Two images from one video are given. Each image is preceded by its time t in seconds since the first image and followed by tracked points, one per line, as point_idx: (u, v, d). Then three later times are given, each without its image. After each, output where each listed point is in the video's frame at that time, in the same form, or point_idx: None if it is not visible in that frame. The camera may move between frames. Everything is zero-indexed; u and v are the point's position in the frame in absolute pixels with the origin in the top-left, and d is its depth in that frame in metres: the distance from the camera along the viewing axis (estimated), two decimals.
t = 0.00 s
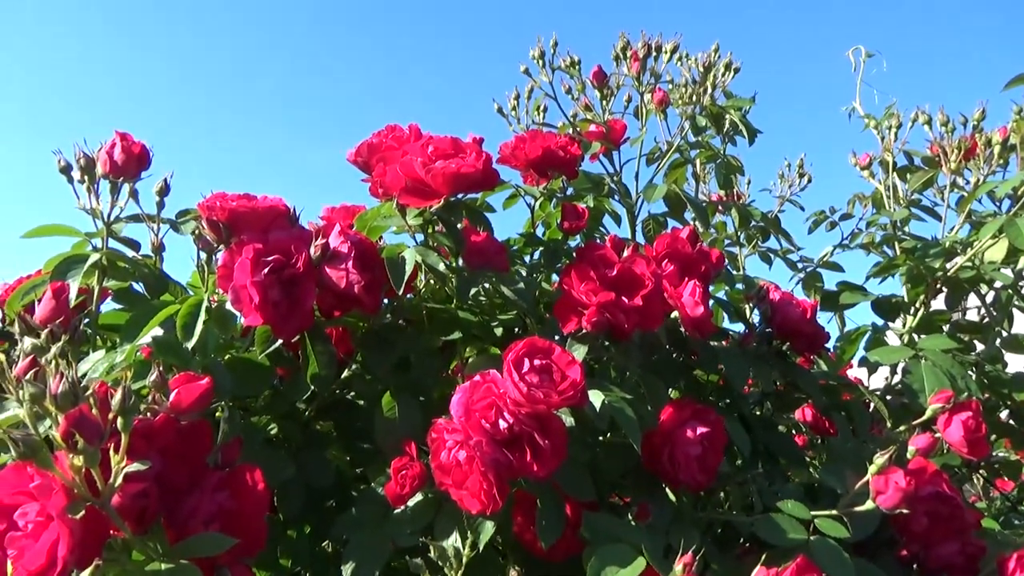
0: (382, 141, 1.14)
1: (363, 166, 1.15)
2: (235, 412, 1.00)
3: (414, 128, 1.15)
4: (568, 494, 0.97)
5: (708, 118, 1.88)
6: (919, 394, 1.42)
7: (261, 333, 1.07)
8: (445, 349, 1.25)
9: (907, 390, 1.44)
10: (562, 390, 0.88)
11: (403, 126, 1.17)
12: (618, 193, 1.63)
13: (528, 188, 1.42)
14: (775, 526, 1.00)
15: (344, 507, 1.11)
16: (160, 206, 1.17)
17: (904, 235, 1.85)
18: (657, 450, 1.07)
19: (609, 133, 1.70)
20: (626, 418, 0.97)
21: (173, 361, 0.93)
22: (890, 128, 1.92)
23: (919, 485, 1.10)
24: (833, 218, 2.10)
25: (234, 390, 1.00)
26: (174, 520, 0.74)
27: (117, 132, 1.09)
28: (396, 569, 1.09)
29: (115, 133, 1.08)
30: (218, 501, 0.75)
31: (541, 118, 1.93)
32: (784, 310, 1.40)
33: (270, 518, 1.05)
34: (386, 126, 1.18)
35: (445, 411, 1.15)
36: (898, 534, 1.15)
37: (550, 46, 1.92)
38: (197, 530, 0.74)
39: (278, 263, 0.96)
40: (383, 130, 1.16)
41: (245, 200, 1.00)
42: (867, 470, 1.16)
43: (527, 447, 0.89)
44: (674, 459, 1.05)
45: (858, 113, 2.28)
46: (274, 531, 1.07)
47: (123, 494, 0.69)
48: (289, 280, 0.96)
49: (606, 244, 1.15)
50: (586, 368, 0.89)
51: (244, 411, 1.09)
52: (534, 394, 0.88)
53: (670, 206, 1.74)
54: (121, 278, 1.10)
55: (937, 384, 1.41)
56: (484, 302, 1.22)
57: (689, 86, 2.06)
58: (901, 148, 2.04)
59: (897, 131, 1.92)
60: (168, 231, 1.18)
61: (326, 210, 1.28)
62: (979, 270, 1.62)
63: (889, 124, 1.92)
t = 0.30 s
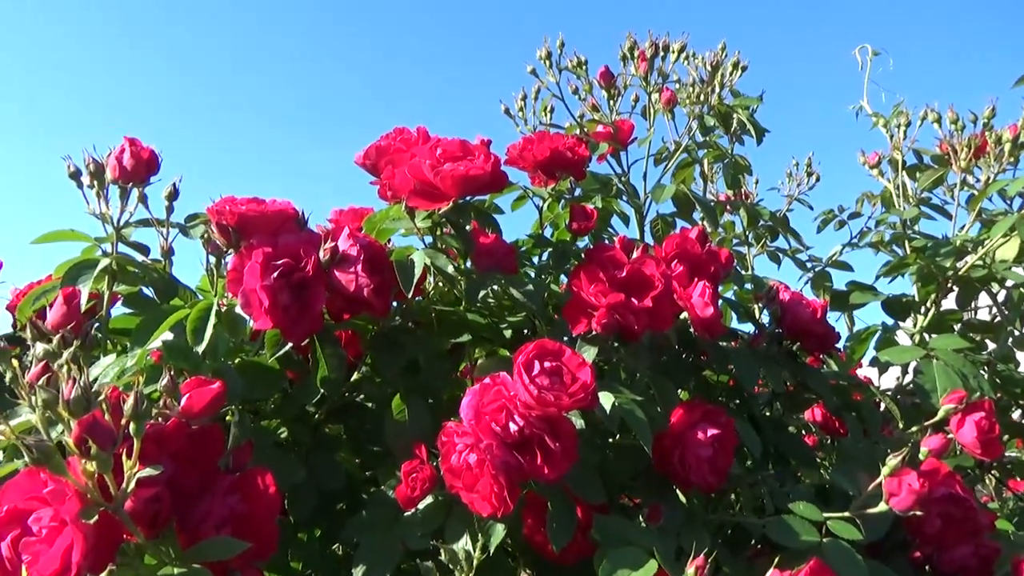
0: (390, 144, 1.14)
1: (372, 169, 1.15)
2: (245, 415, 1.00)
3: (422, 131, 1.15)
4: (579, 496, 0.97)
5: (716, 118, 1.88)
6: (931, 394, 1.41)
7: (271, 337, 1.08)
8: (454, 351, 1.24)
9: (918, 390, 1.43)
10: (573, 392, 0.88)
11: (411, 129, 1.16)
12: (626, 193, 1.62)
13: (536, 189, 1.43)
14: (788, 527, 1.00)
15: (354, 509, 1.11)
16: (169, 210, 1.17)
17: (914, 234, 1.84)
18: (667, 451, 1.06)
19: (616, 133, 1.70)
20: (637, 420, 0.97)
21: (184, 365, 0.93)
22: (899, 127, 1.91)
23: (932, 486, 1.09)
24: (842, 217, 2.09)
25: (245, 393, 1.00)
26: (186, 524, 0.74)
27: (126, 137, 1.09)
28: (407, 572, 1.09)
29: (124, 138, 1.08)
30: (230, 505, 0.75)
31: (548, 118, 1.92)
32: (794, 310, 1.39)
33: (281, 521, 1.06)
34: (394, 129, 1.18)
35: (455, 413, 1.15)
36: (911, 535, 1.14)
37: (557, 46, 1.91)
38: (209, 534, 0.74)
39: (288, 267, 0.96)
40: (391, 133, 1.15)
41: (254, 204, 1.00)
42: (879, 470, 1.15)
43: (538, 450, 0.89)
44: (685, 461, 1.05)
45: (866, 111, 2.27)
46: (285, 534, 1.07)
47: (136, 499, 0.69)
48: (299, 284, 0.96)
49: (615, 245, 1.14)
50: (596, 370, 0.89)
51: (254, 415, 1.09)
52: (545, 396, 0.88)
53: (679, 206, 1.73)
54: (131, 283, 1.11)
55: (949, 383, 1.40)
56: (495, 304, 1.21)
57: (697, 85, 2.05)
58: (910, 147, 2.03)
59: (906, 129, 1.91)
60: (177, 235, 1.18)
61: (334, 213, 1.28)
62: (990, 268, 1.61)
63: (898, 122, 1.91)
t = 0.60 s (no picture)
0: (398, 148, 1.14)
1: (379, 172, 1.15)
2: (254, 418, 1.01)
3: (429, 134, 1.15)
4: (587, 497, 0.98)
5: (722, 119, 1.88)
6: (938, 393, 1.41)
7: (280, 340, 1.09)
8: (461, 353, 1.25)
9: (926, 390, 1.43)
10: (580, 393, 0.89)
11: (418, 133, 1.17)
12: (632, 195, 1.63)
13: (542, 191, 1.43)
14: (795, 527, 1.00)
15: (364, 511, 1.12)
16: (178, 214, 1.18)
17: (921, 234, 1.84)
18: (675, 452, 1.07)
19: (622, 135, 1.71)
20: (645, 420, 0.98)
21: (194, 367, 0.94)
22: (905, 127, 1.91)
23: (940, 486, 1.09)
24: (849, 217, 2.09)
25: (254, 396, 1.01)
26: (197, 527, 0.75)
27: (136, 142, 1.10)
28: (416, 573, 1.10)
29: (134, 143, 1.09)
30: (241, 507, 0.76)
31: (554, 121, 1.93)
32: (801, 310, 1.40)
33: (291, 522, 1.07)
34: (401, 132, 1.18)
35: (463, 415, 1.15)
36: (920, 535, 1.13)
37: (562, 48, 1.92)
38: (220, 536, 0.74)
39: (296, 270, 0.97)
40: (398, 136, 1.16)
41: (263, 208, 1.01)
42: (886, 470, 1.15)
43: (545, 451, 0.89)
44: (692, 461, 1.05)
45: (872, 111, 2.27)
46: (295, 535, 1.08)
47: (149, 501, 0.69)
48: (307, 287, 0.97)
49: (622, 247, 1.14)
50: (603, 371, 0.90)
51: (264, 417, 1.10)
52: (552, 398, 0.88)
53: (685, 207, 1.73)
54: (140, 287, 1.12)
55: (957, 383, 1.40)
56: (502, 305, 1.22)
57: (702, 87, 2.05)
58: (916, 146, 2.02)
59: (912, 130, 1.91)
60: (186, 238, 1.19)
61: (341, 216, 1.29)
62: (997, 268, 1.61)
63: (904, 122, 1.91)
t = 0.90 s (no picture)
0: (402, 147, 1.14)
1: (383, 171, 1.15)
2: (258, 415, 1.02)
3: (433, 133, 1.15)
4: (588, 495, 0.98)
5: (725, 120, 1.89)
6: (941, 393, 1.42)
7: (283, 337, 1.10)
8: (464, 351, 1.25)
9: (929, 390, 1.43)
10: (582, 391, 0.89)
11: (422, 132, 1.17)
12: (635, 195, 1.63)
13: (546, 191, 1.43)
14: (797, 525, 1.00)
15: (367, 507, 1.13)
16: (184, 213, 1.19)
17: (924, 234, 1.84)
18: (676, 450, 1.07)
19: (626, 135, 1.71)
20: (647, 418, 0.98)
21: (199, 365, 0.95)
22: (909, 128, 1.91)
23: (941, 485, 1.10)
24: (853, 218, 2.09)
25: (258, 393, 1.02)
26: (202, 522, 0.76)
27: (142, 141, 1.11)
28: (419, 571, 1.10)
29: (140, 142, 1.09)
30: (245, 503, 0.77)
31: (558, 121, 1.94)
32: (803, 310, 1.40)
33: (295, 519, 1.07)
34: (405, 131, 1.18)
35: (466, 413, 1.16)
36: (921, 534, 1.15)
37: (566, 49, 1.92)
38: (225, 531, 0.75)
39: (300, 268, 0.97)
40: (402, 135, 1.16)
41: (268, 206, 1.01)
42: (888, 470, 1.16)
43: (547, 448, 0.90)
44: (693, 459, 1.05)
45: (876, 112, 2.27)
46: (299, 531, 1.09)
47: (154, 495, 0.70)
48: (311, 285, 0.98)
49: (625, 246, 1.13)
50: (605, 369, 0.90)
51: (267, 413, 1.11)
52: (554, 395, 0.89)
53: (688, 207, 1.74)
54: (145, 285, 1.13)
55: (959, 384, 1.40)
56: (505, 304, 1.22)
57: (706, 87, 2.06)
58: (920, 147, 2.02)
59: (916, 131, 1.91)
60: (192, 237, 1.20)
61: (345, 215, 1.29)
62: (1001, 268, 1.61)
63: (908, 123, 1.91)
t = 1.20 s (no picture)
0: (406, 140, 1.14)
1: (387, 164, 1.15)
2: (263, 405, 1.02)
3: (436, 126, 1.15)
4: (590, 485, 0.99)
5: (728, 115, 1.89)
6: (943, 388, 1.42)
7: (288, 329, 1.10)
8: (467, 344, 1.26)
9: (932, 384, 1.44)
10: (584, 380, 0.89)
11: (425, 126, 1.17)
12: (638, 190, 1.64)
13: (549, 185, 1.44)
14: (799, 516, 1.01)
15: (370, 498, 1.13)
16: (189, 205, 1.20)
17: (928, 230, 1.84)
18: (678, 442, 1.07)
19: (629, 131, 1.72)
20: (649, 409, 0.99)
21: (204, 355, 0.96)
22: (913, 123, 1.91)
23: (944, 477, 1.10)
24: (856, 215, 2.09)
25: (262, 384, 1.02)
26: (208, 508, 0.76)
27: (148, 134, 1.11)
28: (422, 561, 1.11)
29: (146, 134, 1.10)
30: (250, 490, 0.78)
31: (561, 116, 1.94)
32: (806, 305, 1.40)
33: (299, 509, 1.08)
34: (409, 125, 1.19)
35: (469, 405, 1.16)
36: (923, 526, 1.15)
37: (570, 44, 1.92)
38: (230, 517, 0.76)
39: (305, 259, 0.98)
40: (406, 128, 1.16)
41: (272, 198, 1.02)
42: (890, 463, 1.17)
43: (550, 438, 0.90)
44: (695, 451, 1.06)
45: (880, 108, 2.27)
46: (303, 521, 1.10)
47: (159, 481, 0.71)
48: (315, 276, 0.99)
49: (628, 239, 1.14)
50: (607, 360, 0.91)
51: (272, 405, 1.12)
52: (556, 384, 0.89)
53: (691, 202, 1.74)
54: (150, 277, 1.14)
55: (962, 378, 1.41)
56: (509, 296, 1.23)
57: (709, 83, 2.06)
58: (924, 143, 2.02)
59: (919, 126, 1.91)
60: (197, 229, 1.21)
61: (349, 209, 1.29)
62: (1004, 264, 1.61)
63: (911, 119, 1.91)
